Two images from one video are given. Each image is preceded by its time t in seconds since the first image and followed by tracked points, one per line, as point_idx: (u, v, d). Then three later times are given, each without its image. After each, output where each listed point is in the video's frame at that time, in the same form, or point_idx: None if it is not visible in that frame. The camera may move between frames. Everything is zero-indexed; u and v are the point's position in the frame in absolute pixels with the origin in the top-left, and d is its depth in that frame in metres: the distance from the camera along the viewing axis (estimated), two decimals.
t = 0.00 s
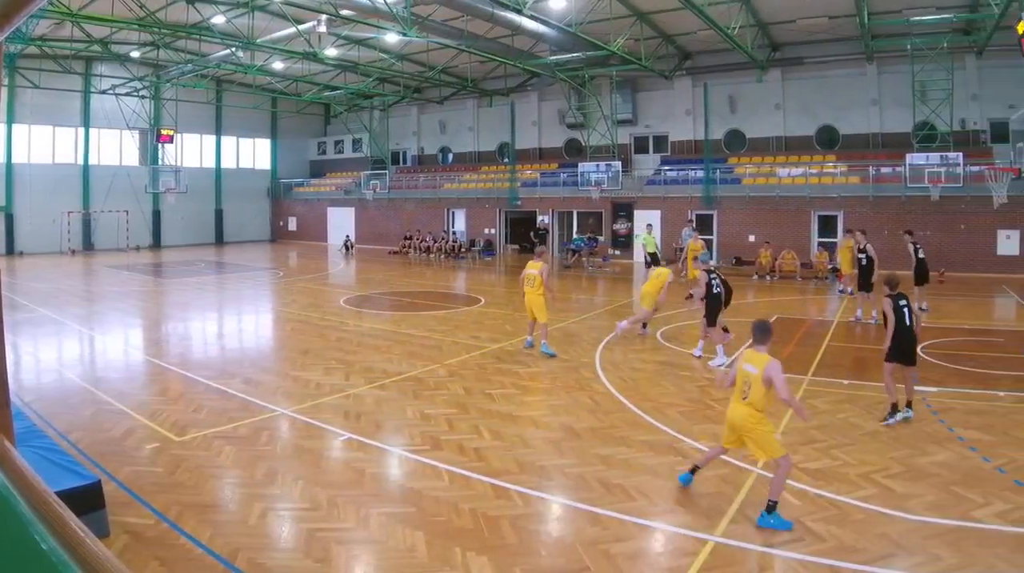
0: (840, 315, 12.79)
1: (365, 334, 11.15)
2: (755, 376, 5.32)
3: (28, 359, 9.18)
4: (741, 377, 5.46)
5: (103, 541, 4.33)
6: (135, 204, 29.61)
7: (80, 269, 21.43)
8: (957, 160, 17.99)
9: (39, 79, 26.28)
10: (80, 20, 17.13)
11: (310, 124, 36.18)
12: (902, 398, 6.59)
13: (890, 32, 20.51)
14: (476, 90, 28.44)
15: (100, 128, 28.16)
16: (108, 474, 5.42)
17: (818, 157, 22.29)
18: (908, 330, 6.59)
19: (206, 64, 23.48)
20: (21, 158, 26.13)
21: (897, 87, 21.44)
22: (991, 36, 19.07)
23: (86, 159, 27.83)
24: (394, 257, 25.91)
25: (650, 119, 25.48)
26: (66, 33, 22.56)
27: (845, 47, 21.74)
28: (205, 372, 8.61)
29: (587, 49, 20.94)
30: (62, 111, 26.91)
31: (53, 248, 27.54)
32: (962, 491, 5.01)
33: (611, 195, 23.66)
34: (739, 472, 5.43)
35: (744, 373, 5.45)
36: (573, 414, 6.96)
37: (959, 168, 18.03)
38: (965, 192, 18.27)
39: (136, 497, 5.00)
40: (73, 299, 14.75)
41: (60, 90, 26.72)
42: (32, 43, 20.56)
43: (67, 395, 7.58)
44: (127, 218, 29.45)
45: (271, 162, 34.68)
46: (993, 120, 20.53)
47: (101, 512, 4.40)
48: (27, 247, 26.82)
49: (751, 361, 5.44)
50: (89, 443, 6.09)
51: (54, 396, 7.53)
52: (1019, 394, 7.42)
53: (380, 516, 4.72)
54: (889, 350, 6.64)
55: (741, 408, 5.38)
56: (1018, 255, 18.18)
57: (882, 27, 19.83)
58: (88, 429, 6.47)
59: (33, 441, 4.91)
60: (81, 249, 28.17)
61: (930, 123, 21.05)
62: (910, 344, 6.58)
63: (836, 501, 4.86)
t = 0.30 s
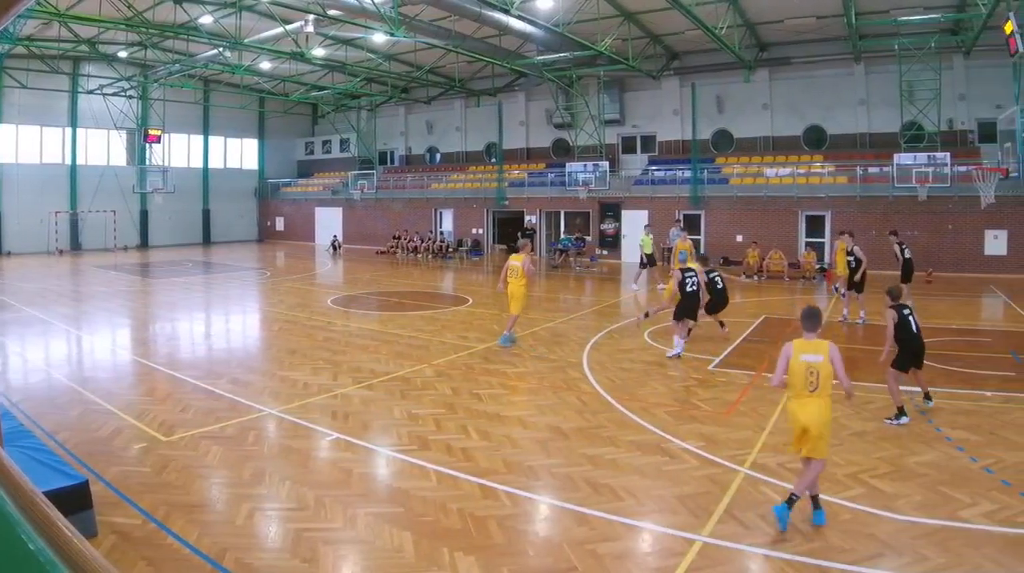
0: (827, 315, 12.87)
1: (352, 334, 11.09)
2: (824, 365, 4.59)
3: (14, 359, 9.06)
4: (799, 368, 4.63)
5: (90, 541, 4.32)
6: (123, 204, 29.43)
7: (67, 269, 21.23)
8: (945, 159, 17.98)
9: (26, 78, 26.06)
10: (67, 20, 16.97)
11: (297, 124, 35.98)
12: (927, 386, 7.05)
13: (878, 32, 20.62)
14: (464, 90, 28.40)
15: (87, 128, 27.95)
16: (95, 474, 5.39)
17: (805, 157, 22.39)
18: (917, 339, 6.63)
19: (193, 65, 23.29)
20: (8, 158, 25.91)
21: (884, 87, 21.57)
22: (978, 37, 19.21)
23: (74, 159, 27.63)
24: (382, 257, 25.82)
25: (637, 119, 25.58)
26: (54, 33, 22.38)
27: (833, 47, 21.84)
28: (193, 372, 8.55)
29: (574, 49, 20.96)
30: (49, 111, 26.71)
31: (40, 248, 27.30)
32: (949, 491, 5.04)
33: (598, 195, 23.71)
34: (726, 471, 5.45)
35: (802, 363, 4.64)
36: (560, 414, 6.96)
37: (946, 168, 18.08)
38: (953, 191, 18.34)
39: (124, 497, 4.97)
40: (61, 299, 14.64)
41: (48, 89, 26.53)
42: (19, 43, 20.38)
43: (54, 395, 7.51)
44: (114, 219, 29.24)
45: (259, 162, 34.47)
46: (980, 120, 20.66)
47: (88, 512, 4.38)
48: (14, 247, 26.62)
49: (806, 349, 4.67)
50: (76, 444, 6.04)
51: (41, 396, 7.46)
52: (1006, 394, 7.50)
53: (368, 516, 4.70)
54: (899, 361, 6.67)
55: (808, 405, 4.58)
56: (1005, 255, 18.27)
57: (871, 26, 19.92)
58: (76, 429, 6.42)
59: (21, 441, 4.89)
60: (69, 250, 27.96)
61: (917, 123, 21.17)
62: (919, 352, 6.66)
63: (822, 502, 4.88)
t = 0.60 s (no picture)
0: (814, 315, 12.95)
1: (339, 334, 11.04)
2: (879, 375, 4.31)
3: None
4: (856, 380, 4.30)
5: (77, 541, 4.28)
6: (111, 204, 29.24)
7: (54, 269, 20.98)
8: (932, 160, 18.07)
9: (13, 78, 25.82)
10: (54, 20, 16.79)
11: (284, 124, 35.79)
12: (931, 391, 6.99)
13: (865, 33, 20.73)
14: (451, 90, 28.37)
15: (75, 128, 27.76)
16: (82, 474, 5.34)
17: (794, 157, 22.50)
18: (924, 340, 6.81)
19: (180, 65, 23.11)
20: None
21: (871, 87, 21.71)
22: (965, 37, 19.36)
23: (61, 159, 27.43)
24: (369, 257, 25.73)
25: (625, 119, 25.67)
26: (41, 33, 22.20)
27: (819, 48, 21.96)
28: (181, 372, 8.48)
29: (562, 49, 20.99)
30: (36, 111, 26.50)
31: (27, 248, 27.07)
32: (936, 491, 5.06)
33: (586, 195, 23.76)
34: (714, 471, 5.46)
35: (857, 374, 4.32)
36: (548, 414, 6.96)
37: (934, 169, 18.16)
38: (941, 191, 18.42)
39: (112, 497, 4.94)
40: (47, 298, 14.50)
41: (35, 90, 26.33)
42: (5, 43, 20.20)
43: (41, 395, 7.44)
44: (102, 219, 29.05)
45: (246, 162, 34.28)
46: (968, 120, 20.77)
47: (76, 512, 4.33)
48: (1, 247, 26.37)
49: (859, 359, 4.35)
50: (64, 444, 6.00)
51: (29, 396, 7.39)
52: (994, 394, 7.57)
53: (355, 516, 4.68)
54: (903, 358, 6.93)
55: (865, 419, 4.29)
56: (993, 255, 18.44)
57: (859, 26, 20.02)
58: (64, 428, 6.37)
59: (7, 441, 4.83)
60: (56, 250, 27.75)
61: (905, 122, 21.29)
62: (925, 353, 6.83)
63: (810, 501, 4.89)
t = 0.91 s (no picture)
0: (801, 315, 13.03)
1: (326, 334, 10.98)
2: (923, 378, 4.17)
3: None
4: (902, 385, 4.12)
5: (64, 541, 4.26)
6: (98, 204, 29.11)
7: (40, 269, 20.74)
8: (920, 160, 18.13)
9: None
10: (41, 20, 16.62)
11: (271, 124, 35.62)
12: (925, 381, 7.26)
13: (852, 32, 20.80)
14: (439, 90, 28.33)
15: (62, 128, 27.64)
16: (69, 474, 5.31)
17: (781, 157, 22.56)
18: (931, 323, 7.54)
19: (168, 65, 22.96)
20: None
21: (858, 87, 21.80)
22: (952, 37, 19.51)
23: (49, 159, 27.32)
24: (357, 257, 25.64)
25: (613, 119, 25.74)
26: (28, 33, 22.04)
27: (807, 47, 22.01)
28: (169, 372, 8.42)
29: (549, 49, 21.03)
30: (23, 110, 26.36)
31: (14, 247, 26.91)
32: (925, 491, 5.06)
33: (573, 195, 23.81)
34: (702, 471, 5.48)
35: (903, 378, 4.13)
36: (535, 414, 6.96)
37: (922, 169, 18.23)
38: (929, 191, 18.49)
39: (99, 497, 4.92)
40: (34, 297, 14.40)
41: (22, 90, 26.17)
42: None
43: (27, 395, 7.38)
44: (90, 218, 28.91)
45: (234, 162, 34.12)
46: (955, 120, 20.87)
47: (63, 512, 4.31)
48: None
49: (902, 362, 4.18)
50: (51, 444, 5.96)
51: (15, 396, 7.33)
52: (980, 394, 7.63)
53: (342, 516, 4.66)
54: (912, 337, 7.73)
55: (911, 425, 4.11)
56: (980, 255, 18.56)
57: (845, 26, 20.14)
58: (51, 428, 6.33)
59: None
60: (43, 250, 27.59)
61: (893, 122, 21.40)
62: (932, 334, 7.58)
63: (797, 501, 4.90)
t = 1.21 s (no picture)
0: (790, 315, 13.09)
1: (314, 334, 10.91)
2: (936, 381, 4.14)
3: None
4: (914, 388, 4.11)
5: (51, 541, 4.24)
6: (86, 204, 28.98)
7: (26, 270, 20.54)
8: (907, 160, 18.29)
9: None
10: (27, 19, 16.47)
11: (258, 124, 35.41)
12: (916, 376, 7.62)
13: (839, 32, 20.94)
14: (426, 90, 28.26)
15: (50, 129, 27.51)
16: (57, 474, 5.28)
17: (769, 157, 22.71)
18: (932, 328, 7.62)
19: (155, 65, 22.81)
20: None
21: (845, 87, 21.91)
22: (940, 37, 19.64)
23: (37, 159, 27.20)
24: (344, 257, 25.53)
25: (600, 119, 25.79)
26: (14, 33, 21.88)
27: (795, 48, 22.21)
28: (157, 372, 8.35)
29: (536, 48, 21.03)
30: (10, 111, 26.22)
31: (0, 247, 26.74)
32: (913, 491, 5.06)
33: (560, 195, 23.85)
34: (690, 472, 5.49)
35: (915, 381, 4.12)
36: (522, 414, 6.96)
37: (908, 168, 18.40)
38: (917, 191, 18.66)
39: (87, 497, 4.89)
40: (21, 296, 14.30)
41: (8, 90, 26.00)
42: None
43: (14, 395, 7.32)
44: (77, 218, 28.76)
45: (221, 162, 33.94)
46: (942, 120, 20.99)
47: (52, 512, 4.29)
48: None
49: (914, 364, 4.16)
50: (38, 443, 5.93)
51: (2, 396, 7.28)
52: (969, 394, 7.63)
53: (330, 516, 4.64)
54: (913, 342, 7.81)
55: (922, 429, 4.12)
56: (968, 255, 18.58)
57: (832, 27, 20.31)
58: (39, 428, 6.28)
59: None
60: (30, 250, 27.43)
61: (880, 123, 21.52)
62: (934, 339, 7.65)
63: (784, 501, 4.92)
